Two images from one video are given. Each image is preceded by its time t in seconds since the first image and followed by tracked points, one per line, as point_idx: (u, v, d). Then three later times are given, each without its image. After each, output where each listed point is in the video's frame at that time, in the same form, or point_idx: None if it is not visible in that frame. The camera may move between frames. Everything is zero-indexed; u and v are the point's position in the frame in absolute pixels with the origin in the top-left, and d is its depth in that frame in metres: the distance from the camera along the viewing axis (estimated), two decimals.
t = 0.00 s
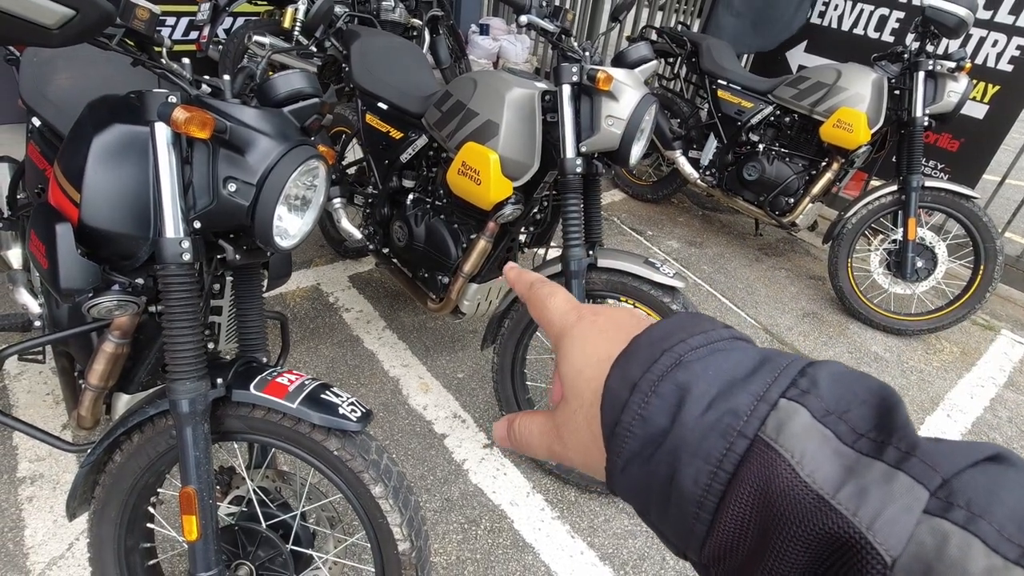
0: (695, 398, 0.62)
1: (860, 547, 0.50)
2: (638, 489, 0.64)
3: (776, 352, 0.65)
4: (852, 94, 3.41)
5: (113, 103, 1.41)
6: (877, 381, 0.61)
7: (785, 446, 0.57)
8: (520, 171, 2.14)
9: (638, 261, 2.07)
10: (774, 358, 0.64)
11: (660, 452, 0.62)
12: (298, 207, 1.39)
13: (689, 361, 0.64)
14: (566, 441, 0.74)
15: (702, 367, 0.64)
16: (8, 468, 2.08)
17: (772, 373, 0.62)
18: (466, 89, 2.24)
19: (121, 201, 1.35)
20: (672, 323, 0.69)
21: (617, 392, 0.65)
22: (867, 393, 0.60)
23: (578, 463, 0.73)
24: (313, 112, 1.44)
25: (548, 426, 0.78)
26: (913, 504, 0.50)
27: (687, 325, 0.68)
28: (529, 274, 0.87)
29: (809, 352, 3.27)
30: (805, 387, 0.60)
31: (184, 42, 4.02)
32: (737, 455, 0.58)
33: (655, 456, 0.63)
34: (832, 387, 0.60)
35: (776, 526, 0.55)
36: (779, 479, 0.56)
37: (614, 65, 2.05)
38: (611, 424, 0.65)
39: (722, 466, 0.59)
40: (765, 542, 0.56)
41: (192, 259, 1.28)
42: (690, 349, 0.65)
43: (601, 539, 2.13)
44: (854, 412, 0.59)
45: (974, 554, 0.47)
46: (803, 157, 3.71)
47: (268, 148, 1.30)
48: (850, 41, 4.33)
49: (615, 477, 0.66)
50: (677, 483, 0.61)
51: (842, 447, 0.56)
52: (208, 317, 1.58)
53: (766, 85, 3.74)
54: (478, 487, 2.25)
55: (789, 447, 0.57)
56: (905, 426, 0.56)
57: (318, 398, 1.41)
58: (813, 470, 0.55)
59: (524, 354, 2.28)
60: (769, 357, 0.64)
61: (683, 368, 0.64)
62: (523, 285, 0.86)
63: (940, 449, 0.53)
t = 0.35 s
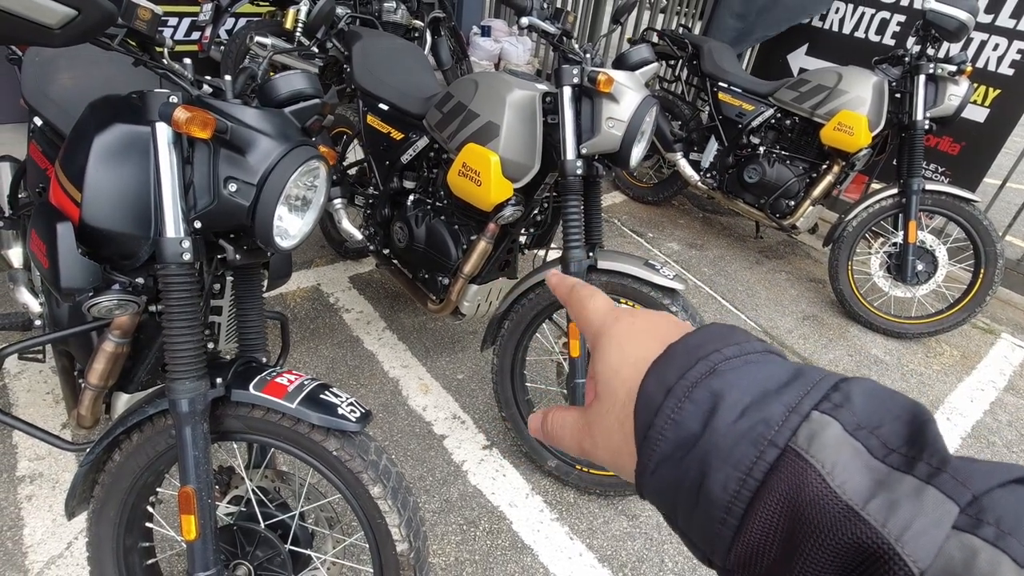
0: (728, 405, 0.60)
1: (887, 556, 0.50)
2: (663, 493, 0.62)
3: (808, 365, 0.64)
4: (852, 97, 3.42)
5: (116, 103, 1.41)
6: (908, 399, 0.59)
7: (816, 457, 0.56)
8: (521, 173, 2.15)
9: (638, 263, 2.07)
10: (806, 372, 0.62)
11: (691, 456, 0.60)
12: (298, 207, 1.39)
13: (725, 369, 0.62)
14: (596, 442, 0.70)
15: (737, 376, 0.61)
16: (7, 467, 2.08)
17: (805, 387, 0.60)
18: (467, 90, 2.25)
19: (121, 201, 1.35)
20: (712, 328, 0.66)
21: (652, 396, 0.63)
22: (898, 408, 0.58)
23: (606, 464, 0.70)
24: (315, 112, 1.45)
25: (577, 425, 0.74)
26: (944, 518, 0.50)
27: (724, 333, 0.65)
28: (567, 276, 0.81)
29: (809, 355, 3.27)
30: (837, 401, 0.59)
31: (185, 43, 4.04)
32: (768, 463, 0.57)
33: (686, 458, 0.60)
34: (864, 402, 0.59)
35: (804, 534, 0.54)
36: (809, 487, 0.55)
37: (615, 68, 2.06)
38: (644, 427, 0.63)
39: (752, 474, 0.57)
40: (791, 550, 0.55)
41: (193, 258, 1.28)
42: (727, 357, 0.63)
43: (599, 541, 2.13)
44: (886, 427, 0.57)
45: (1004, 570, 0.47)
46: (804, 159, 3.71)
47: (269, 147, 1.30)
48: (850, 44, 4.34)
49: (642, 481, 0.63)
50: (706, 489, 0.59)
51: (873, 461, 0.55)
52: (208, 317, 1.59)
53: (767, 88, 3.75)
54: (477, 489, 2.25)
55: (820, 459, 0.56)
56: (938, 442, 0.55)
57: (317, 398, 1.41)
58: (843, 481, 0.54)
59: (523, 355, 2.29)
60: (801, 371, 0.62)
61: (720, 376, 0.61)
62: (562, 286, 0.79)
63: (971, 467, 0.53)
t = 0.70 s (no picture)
0: (725, 430, 0.61)
1: None
2: (660, 515, 0.63)
3: (807, 390, 0.64)
4: (848, 99, 3.43)
5: (112, 103, 1.42)
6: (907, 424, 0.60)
7: (815, 484, 0.56)
8: (517, 174, 2.15)
9: (634, 264, 2.08)
10: (804, 396, 0.63)
11: (687, 480, 0.61)
12: (295, 207, 1.39)
13: (721, 392, 0.63)
14: (590, 461, 0.73)
15: (734, 401, 0.63)
16: (2, 468, 2.08)
17: (803, 411, 0.61)
18: (463, 91, 2.26)
19: (117, 200, 1.36)
20: (708, 350, 0.68)
21: (648, 418, 0.64)
22: (896, 434, 0.59)
23: (600, 483, 0.73)
24: (311, 113, 1.45)
25: (573, 441, 0.77)
26: (945, 550, 0.49)
27: (720, 355, 0.67)
28: (563, 293, 0.87)
29: (805, 356, 3.28)
30: (836, 427, 0.59)
31: (183, 43, 4.04)
32: (765, 489, 0.57)
33: (682, 483, 0.62)
34: (862, 427, 0.59)
35: (802, 563, 0.54)
36: (808, 516, 0.55)
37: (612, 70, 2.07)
38: (640, 449, 0.64)
39: (749, 499, 0.58)
40: None
41: (188, 259, 1.28)
42: (723, 381, 0.64)
43: (595, 542, 2.13)
44: (886, 454, 0.57)
45: None
46: (800, 161, 3.72)
47: (265, 147, 1.30)
48: (846, 47, 4.36)
49: (638, 503, 0.65)
50: (703, 514, 0.60)
51: (872, 489, 0.55)
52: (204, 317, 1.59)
53: (763, 90, 3.76)
54: (473, 489, 2.25)
55: (819, 486, 0.56)
56: (938, 471, 0.55)
57: (313, 398, 1.41)
58: (843, 510, 0.54)
59: (520, 356, 2.29)
60: (800, 395, 0.63)
61: (716, 400, 0.63)
62: (557, 303, 0.85)
63: (973, 497, 0.53)
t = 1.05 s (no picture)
0: (726, 428, 0.60)
1: None
2: (659, 514, 0.62)
3: (807, 386, 0.63)
4: (842, 100, 3.45)
5: (109, 104, 1.43)
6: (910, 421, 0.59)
7: (817, 483, 0.55)
8: (513, 175, 2.17)
9: (629, 264, 2.09)
10: (805, 393, 0.62)
11: (686, 478, 0.60)
12: (292, 207, 1.41)
13: (720, 389, 0.62)
14: (587, 459, 0.73)
15: (734, 397, 0.62)
16: None
17: (804, 408, 0.60)
18: (459, 93, 2.27)
19: (115, 202, 1.37)
20: (706, 346, 0.67)
21: (646, 416, 0.64)
22: (899, 431, 0.57)
23: (597, 481, 0.72)
24: (308, 113, 1.46)
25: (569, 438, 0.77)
26: (952, 550, 0.48)
27: (719, 351, 0.66)
28: (558, 288, 0.86)
29: (799, 356, 3.30)
30: (837, 424, 0.58)
31: (180, 46, 4.05)
32: (766, 488, 0.56)
33: (681, 482, 0.61)
34: (865, 425, 0.58)
35: (804, 565, 0.52)
36: (810, 516, 0.54)
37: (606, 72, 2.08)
38: (638, 447, 0.64)
39: (749, 498, 0.57)
40: None
41: (186, 258, 1.29)
42: (723, 377, 0.63)
43: (591, 540, 2.14)
44: (889, 451, 0.56)
45: None
46: (794, 162, 3.75)
47: (262, 148, 1.32)
48: (840, 49, 4.38)
49: (636, 503, 0.64)
50: (701, 514, 0.59)
51: (875, 487, 0.54)
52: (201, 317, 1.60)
53: (757, 91, 3.78)
54: (470, 489, 2.26)
55: (822, 484, 0.54)
56: (942, 468, 0.54)
57: (310, 396, 1.42)
58: (846, 509, 0.53)
59: (516, 356, 2.30)
60: (800, 392, 0.62)
61: (715, 397, 0.62)
62: (551, 298, 0.84)
63: (979, 495, 0.52)
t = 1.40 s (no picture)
0: (717, 448, 0.56)
1: None
2: (652, 538, 0.58)
3: (801, 403, 0.61)
4: (836, 102, 3.47)
5: (104, 104, 1.43)
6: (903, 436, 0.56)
7: (809, 504, 0.53)
8: (509, 176, 2.17)
9: (625, 264, 2.10)
10: (798, 411, 0.59)
11: (679, 501, 0.57)
12: (288, 207, 1.41)
13: (713, 408, 0.58)
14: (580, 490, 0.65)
15: (726, 417, 0.58)
16: None
17: (796, 426, 0.57)
18: (455, 95, 2.28)
19: (111, 202, 1.37)
20: (700, 364, 0.62)
21: (635, 437, 0.59)
22: (893, 449, 0.55)
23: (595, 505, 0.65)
24: (304, 114, 1.47)
25: (562, 465, 0.67)
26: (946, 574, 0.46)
27: (711, 367, 0.62)
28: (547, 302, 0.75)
29: (795, 357, 3.31)
30: (830, 441, 0.56)
31: (176, 48, 4.05)
32: (760, 509, 0.54)
33: (674, 504, 0.57)
34: (859, 443, 0.56)
35: None
36: (805, 539, 0.52)
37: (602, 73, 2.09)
38: (629, 473, 0.58)
39: (743, 520, 0.54)
40: None
41: (181, 258, 1.30)
42: (714, 395, 0.59)
43: (588, 540, 2.15)
44: (881, 469, 0.54)
45: None
46: (789, 164, 3.77)
47: (259, 148, 1.32)
48: (835, 51, 4.41)
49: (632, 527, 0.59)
50: (696, 538, 0.56)
51: (869, 508, 0.52)
52: (197, 318, 1.60)
53: (752, 93, 3.80)
54: (466, 489, 2.26)
55: (813, 506, 0.52)
56: (936, 486, 0.52)
57: (306, 396, 1.42)
58: (839, 531, 0.51)
59: (512, 356, 2.31)
60: (792, 409, 0.59)
61: (707, 417, 0.57)
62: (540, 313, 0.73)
63: (974, 514, 0.50)
